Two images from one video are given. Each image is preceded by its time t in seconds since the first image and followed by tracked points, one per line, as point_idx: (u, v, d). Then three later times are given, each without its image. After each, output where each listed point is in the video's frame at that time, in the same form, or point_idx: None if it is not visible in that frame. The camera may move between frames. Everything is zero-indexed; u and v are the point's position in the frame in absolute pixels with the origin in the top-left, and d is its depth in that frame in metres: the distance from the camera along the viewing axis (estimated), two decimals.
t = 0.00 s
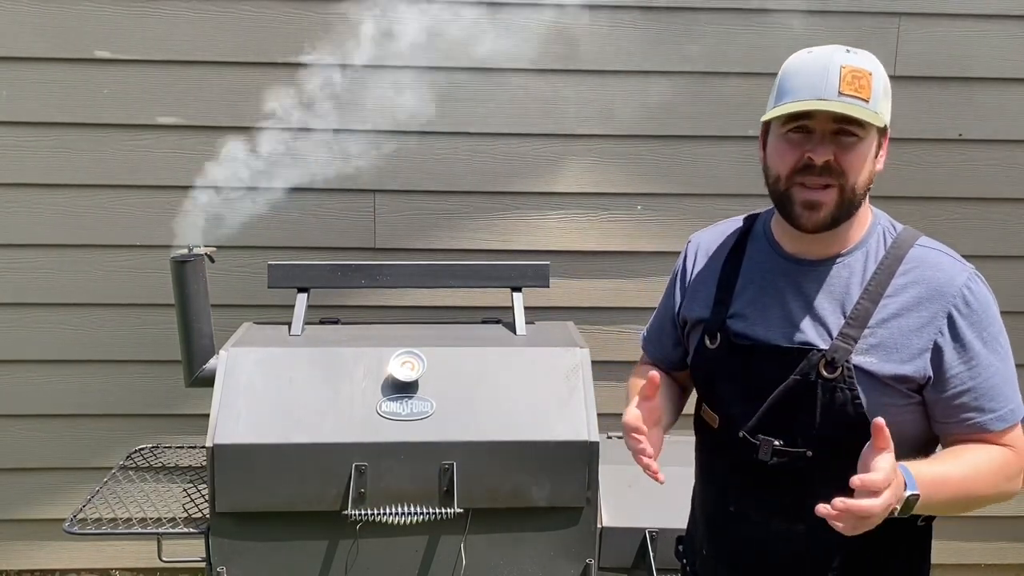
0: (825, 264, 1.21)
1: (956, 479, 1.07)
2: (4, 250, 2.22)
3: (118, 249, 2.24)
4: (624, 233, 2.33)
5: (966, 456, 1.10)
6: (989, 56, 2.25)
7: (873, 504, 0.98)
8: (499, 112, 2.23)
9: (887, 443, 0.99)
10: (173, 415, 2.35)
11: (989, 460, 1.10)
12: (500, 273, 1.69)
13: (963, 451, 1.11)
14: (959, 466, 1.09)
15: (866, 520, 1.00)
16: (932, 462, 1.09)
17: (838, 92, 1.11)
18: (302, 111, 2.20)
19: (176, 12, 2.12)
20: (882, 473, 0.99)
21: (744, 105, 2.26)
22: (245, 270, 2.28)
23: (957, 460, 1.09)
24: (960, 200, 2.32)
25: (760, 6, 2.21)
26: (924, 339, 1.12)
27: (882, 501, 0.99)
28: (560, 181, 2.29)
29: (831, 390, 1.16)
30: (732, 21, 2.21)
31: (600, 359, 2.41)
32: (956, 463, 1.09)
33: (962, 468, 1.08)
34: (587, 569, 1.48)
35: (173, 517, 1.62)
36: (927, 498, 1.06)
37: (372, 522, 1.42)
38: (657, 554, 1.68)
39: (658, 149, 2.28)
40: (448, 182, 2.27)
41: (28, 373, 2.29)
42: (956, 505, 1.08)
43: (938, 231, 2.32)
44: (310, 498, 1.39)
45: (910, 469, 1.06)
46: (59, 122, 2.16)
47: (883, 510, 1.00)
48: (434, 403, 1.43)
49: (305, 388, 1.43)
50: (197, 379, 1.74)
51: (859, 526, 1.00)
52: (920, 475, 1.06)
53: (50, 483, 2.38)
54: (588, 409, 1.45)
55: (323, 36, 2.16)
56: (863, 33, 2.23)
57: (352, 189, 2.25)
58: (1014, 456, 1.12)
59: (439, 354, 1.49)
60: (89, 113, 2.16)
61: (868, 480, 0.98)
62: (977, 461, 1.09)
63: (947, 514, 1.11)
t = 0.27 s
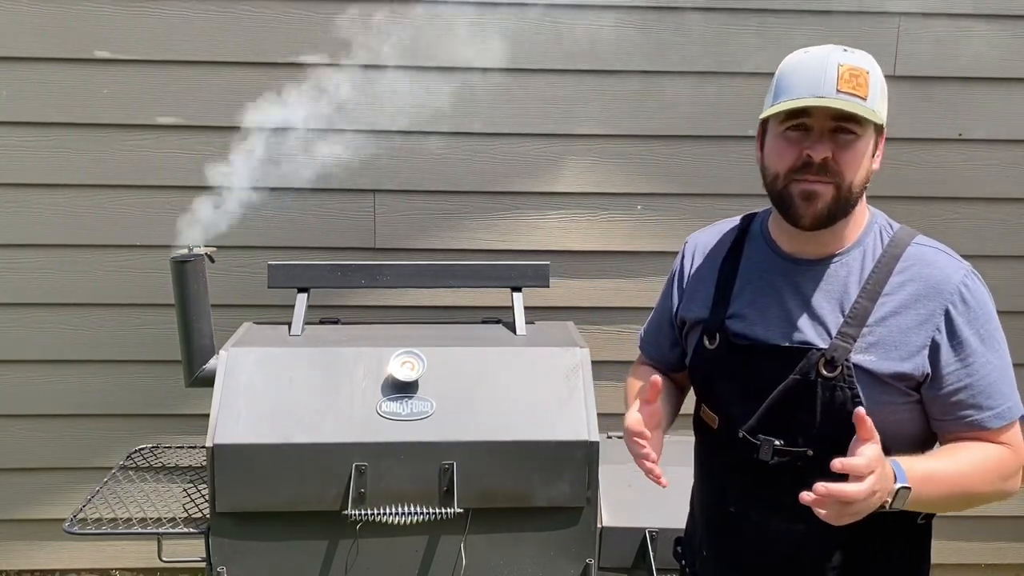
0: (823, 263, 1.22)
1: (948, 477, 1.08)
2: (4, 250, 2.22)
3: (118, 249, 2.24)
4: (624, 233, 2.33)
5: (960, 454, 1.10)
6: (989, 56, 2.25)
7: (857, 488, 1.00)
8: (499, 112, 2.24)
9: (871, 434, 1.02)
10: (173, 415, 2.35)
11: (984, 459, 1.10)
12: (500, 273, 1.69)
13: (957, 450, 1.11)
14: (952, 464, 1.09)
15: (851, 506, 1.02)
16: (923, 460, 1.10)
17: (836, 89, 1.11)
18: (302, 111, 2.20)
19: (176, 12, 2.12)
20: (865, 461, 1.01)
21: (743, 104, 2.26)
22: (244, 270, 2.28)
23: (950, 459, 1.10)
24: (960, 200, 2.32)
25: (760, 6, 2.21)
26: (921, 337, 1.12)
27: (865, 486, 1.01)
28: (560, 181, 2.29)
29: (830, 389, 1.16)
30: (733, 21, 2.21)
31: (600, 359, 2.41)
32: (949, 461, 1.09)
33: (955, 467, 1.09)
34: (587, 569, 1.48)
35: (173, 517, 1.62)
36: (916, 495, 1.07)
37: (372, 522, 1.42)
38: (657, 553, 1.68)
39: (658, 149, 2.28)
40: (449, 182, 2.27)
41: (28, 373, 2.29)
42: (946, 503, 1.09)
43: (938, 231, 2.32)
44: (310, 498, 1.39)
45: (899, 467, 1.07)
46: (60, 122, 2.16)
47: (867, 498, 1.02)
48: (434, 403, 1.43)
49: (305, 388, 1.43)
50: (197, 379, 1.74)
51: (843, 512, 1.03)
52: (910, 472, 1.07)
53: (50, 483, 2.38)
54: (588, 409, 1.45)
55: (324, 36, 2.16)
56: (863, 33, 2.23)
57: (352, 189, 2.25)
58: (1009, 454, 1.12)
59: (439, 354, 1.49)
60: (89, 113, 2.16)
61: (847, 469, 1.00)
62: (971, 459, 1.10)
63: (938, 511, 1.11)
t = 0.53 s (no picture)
0: (820, 260, 1.22)
1: (926, 475, 1.09)
2: (4, 250, 2.22)
3: (118, 250, 2.24)
4: (624, 232, 2.33)
5: (944, 453, 1.11)
6: (988, 56, 2.25)
7: (789, 487, 1.05)
8: (499, 112, 2.24)
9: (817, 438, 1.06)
10: (173, 415, 2.35)
11: (969, 458, 1.10)
12: (500, 273, 1.69)
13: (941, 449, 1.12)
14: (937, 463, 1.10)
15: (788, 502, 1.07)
16: (907, 458, 1.11)
17: (828, 83, 1.12)
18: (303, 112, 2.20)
19: (176, 12, 2.12)
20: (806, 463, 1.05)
21: (743, 104, 2.26)
22: (245, 270, 2.28)
23: (933, 457, 1.11)
24: (960, 200, 2.32)
25: (760, 6, 2.21)
26: (917, 333, 1.13)
27: (799, 485, 1.05)
28: (560, 181, 2.29)
29: (828, 385, 1.16)
30: (732, 21, 2.21)
31: (600, 359, 2.41)
32: (931, 460, 1.11)
33: (939, 466, 1.10)
34: (587, 569, 1.48)
35: (173, 517, 1.62)
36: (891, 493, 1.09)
37: (372, 522, 1.42)
38: (656, 553, 1.68)
39: (658, 149, 2.28)
40: (449, 182, 2.27)
41: (28, 373, 2.29)
42: (925, 500, 1.11)
43: (938, 231, 2.32)
44: (310, 498, 1.39)
45: (873, 465, 1.09)
46: (60, 123, 2.16)
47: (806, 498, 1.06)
48: (434, 403, 1.43)
49: (304, 387, 1.44)
50: (197, 379, 1.74)
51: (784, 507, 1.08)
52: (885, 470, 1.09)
53: (50, 483, 2.38)
54: (588, 409, 1.46)
55: (323, 36, 2.16)
56: (863, 34, 2.23)
57: (353, 189, 2.25)
58: (998, 454, 1.12)
59: (439, 354, 1.50)
60: (89, 113, 2.16)
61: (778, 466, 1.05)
62: (957, 458, 1.10)
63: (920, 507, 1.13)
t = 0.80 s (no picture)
0: (815, 258, 1.22)
1: (938, 463, 1.09)
2: (3, 250, 2.22)
3: (118, 250, 2.24)
4: (624, 232, 2.33)
5: (954, 440, 1.11)
6: (988, 56, 2.25)
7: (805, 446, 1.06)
8: (499, 113, 2.24)
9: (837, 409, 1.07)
10: (173, 415, 2.35)
11: (977, 446, 1.10)
12: (499, 273, 1.68)
13: (951, 435, 1.12)
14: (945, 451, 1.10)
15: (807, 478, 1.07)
16: (917, 448, 1.11)
17: (796, 95, 1.13)
18: (303, 112, 2.20)
19: (176, 12, 2.12)
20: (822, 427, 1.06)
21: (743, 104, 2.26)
22: (245, 271, 2.28)
23: (942, 445, 1.11)
24: (960, 200, 2.32)
25: (759, 6, 2.21)
26: (913, 327, 1.12)
27: (813, 446, 1.05)
28: (560, 182, 2.29)
29: (825, 381, 1.16)
30: (732, 21, 2.21)
31: (601, 359, 2.41)
32: (940, 447, 1.10)
33: (948, 454, 1.10)
34: (587, 569, 1.48)
35: (173, 517, 1.62)
36: (903, 481, 1.09)
37: (373, 523, 1.42)
38: (657, 553, 1.68)
39: (658, 149, 2.28)
40: (449, 183, 2.27)
41: (28, 373, 2.29)
42: (937, 488, 1.11)
43: (939, 231, 2.32)
44: (310, 498, 1.39)
45: (885, 453, 1.09)
46: (60, 123, 2.16)
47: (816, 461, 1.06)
48: (434, 403, 1.43)
49: (303, 388, 1.43)
50: (197, 379, 1.74)
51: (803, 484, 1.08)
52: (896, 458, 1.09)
53: (50, 483, 2.38)
54: (588, 409, 1.46)
55: (322, 36, 2.16)
56: (862, 34, 2.23)
57: (354, 190, 2.26)
58: (1003, 441, 1.12)
59: (438, 354, 1.49)
60: (90, 113, 2.16)
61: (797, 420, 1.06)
62: (965, 446, 1.10)
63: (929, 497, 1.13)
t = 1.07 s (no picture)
0: (811, 262, 1.22)
1: (934, 477, 1.09)
2: (3, 250, 2.22)
3: (118, 250, 2.24)
4: (624, 232, 2.33)
5: (947, 451, 1.11)
6: (988, 56, 2.25)
7: (813, 492, 1.02)
8: (499, 112, 2.24)
9: (837, 442, 1.04)
10: (173, 415, 2.35)
11: (970, 454, 1.11)
12: (500, 273, 1.68)
13: (944, 445, 1.12)
14: (939, 462, 1.10)
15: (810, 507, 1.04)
16: (912, 462, 1.11)
17: (790, 98, 1.14)
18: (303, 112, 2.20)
19: (176, 11, 2.12)
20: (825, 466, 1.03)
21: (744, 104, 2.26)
22: (246, 271, 2.28)
23: (936, 458, 1.11)
24: (960, 200, 2.32)
25: (759, 6, 2.21)
26: (909, 330, 1.13)
27: (820, 489, 1.02)
28: (560, 181, 2.29)
29: (822, 386, 1.16)
30: (732, 21, 2.21)
31: (601, 359, 2.41)
32: (934, 460, 1.10)
33: (943, 465, 1.10)
34: (587, 569, 1.48)
35: (174, 517, 1.62)
36: (903, 499, 1.08)
37: (373, 522, 1.42)
38: (657, 553, 1.68)
39: (658, 149, 2.29)
40: (449, 183, 2.27)
41: (28, 373, 2.29)
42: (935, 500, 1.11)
43: (939, 231, 2.32)
44: (310, 498, 1.39)
45: (883, 474, 1.08)
46: (60, 123, 2.16)
47: (825, 502, 1.03)
48: (434, 403, 1.43)
49: (302, 389, 1.43)
50: (197, 379, 1.74)
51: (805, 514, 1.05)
52: (894, 477, 1.08)
53: (50, 483, 2.38)
54: (588, 409, 1.46)
55: (323, 36, 2.16)
56: (863, 34, 2.23)
57: (354, 189, 2.25)
58: (996, 446, 1.12)
59: (437, 354, 1.49)
60: (90, 113, 2.16)
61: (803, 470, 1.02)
62: (959, 455, 1.10)
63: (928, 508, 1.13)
